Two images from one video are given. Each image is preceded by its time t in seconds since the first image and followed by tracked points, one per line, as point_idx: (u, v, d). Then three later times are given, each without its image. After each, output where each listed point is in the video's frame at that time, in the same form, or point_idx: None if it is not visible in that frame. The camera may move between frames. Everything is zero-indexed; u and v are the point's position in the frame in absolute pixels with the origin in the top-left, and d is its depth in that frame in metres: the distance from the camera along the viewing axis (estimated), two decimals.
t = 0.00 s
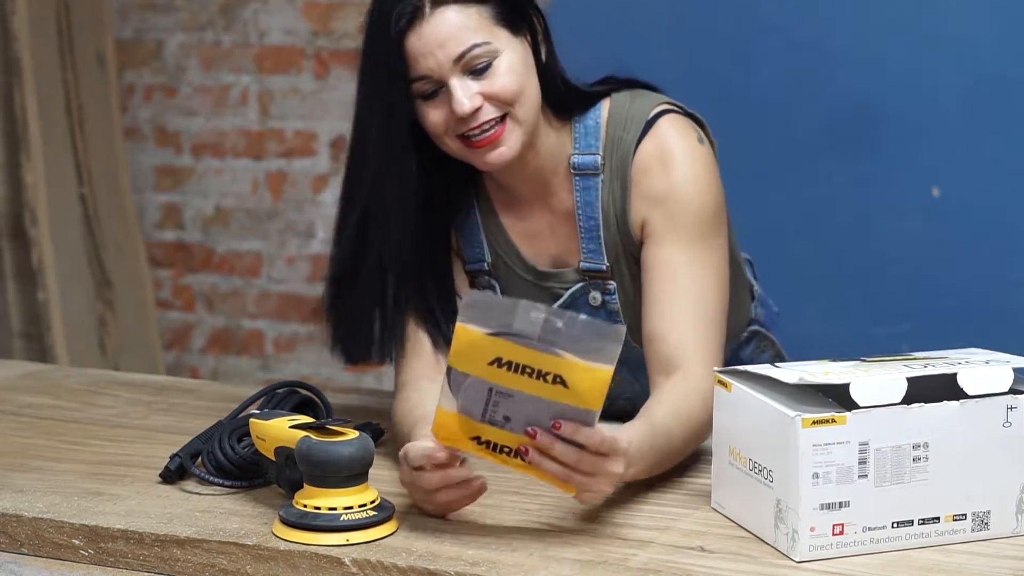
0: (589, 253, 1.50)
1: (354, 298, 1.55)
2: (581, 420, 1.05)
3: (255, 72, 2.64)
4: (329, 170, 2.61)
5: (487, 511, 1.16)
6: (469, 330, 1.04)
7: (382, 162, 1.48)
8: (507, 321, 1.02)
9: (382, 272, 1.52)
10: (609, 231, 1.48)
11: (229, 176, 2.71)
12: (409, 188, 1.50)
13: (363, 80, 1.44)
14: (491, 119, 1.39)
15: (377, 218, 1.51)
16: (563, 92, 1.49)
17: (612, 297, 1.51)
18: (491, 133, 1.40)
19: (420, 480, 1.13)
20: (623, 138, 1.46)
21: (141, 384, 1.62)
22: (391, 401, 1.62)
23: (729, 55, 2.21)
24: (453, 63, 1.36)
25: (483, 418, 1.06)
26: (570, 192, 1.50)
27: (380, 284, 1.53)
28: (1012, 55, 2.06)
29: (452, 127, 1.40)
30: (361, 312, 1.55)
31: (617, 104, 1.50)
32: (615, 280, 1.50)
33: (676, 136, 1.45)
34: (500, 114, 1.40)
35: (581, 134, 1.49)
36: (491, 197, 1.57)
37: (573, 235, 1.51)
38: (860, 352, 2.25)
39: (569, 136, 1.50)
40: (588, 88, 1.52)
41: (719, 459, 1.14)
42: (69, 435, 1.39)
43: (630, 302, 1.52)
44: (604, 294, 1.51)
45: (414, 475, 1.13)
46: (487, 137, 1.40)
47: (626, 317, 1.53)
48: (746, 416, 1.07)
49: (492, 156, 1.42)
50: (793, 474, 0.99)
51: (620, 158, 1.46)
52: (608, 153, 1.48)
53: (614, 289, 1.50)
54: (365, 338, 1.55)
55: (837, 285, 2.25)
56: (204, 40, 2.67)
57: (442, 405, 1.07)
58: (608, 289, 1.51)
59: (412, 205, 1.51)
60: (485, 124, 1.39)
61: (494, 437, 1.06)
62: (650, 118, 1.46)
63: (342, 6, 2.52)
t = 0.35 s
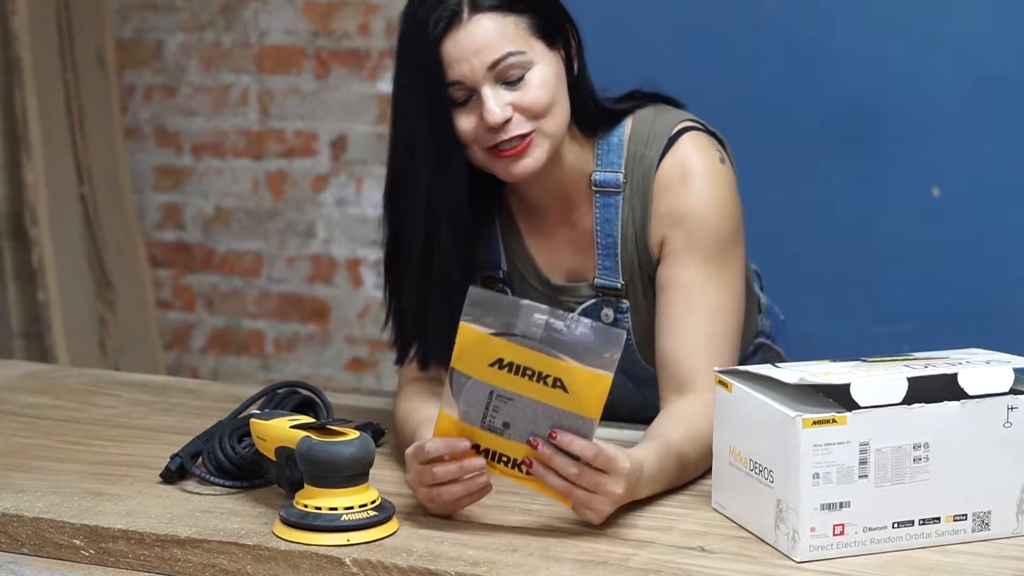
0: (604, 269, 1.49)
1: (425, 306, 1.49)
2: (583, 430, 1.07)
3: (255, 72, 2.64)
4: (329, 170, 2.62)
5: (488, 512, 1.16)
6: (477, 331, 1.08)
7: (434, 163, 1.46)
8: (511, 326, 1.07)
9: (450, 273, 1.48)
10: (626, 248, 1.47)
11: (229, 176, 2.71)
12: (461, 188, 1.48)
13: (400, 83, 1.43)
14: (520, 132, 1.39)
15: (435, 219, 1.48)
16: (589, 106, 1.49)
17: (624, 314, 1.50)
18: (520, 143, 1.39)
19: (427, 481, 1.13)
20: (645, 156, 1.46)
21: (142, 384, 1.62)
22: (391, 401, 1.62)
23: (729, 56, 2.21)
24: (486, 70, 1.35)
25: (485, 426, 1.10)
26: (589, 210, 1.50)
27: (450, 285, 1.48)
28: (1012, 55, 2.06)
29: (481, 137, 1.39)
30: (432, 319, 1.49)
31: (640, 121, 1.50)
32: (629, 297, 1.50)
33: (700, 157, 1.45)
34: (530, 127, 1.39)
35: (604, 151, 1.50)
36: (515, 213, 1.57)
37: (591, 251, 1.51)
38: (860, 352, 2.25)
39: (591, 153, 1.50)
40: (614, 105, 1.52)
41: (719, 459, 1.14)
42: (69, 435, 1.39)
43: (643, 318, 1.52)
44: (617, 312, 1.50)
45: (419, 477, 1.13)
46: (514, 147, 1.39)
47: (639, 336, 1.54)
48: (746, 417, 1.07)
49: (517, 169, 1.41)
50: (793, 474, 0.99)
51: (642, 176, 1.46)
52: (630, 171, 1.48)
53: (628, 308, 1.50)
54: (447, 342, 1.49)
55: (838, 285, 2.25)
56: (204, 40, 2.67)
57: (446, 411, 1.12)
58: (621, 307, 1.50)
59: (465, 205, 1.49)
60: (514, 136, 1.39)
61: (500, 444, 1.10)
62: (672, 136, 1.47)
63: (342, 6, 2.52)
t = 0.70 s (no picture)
0: (624, 275, 1.49)
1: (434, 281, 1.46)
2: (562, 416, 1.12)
3: (255, 73, 2.64)
4: (329, 170, 2.62)
5: (487, 512, 1.16)
6: (480, 300, 1.16)
7: (452, 136, 1.45)
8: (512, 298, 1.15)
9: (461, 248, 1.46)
10: (645, 253, 1.47)
11: (229, 176, 2.71)
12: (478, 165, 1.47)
13: (425, 57, 1.45)
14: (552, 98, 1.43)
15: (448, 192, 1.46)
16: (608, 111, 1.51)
17: (645, 319, 1.52)
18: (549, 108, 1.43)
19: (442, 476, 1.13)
20: (660, 158, 1.47)
21: (142, 384, 1.62)
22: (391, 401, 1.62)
23: (730, 57, 2.21)
24: (515, 35, 1.41)
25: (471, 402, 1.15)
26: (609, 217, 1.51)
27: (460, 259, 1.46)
28: (1013, 55, 2.06)
29: (514, 105, 1.43)
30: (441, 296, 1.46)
31: (656, 124, 1.51)
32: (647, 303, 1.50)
33: (716, 157, 1.45)
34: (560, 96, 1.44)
35: (622, 156, 1.50)
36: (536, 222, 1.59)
37: (610, 259, 1.52)
38: (860, 352, 2.25)
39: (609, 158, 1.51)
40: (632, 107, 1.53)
41: (720, 459, 1.14)
42: (69, 435, 1.39)
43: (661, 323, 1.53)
44: (638, 317, 1.52)
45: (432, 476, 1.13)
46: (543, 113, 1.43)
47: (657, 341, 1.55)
48: (746, 416, 1.07)
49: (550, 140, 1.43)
50: (793, 475, 0.99)
51: (659, 179, 1.46)
52: (648, 174, 1.47)
53: (647, 313, 1.51)
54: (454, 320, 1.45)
55: (838, 285, 2.26)
56: (204, 40, 2.67)
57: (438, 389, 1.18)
58: (641, 313, 1.51)
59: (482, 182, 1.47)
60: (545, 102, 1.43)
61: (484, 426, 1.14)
62: (687, 138, 1.47)
63: (342, 6, 2.52)
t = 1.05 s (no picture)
0: (628, 276, 1.50)
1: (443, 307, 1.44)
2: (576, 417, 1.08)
3: (255, 73, 2.64)
4: (329, 170, 2.62)
5: (487, 511, 1.16)
6: (492, 296, 1.11)
7: (463, 159, 1.42)
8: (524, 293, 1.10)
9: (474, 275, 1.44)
10: (648, 255, 1.48)
11: (229, 176, 2.71)
12: (490, 186, 1.45)
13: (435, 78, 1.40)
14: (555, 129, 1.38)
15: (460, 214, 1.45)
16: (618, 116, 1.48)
17: (648, 320, 1.53)
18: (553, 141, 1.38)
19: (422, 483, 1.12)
20: (664, 159, 1.47)
21: (142, 384, 1.62)
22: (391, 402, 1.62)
23: (729, 57, 2.21)
24: (525, 63, 1.34)
25: (481, 404, 1.10)
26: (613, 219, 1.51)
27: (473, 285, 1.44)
28: (1014, 56, 2.05)
29: (516, 134, 1.38)
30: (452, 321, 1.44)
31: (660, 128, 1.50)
32: (650, 304, 1.51)
33: (719, 158, 1.44)
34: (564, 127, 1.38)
35: (628, 158, 1.50)
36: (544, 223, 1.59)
37: (615, 261, 1.52)
38: (860, 352, 2.25)
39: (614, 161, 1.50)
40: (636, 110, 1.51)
41: (720, 459, 1.14)
42: (69, 435, 1.39)
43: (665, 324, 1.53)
44: (641, 318, 1.53)
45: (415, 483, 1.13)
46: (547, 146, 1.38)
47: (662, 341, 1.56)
48: (746, 416, 1.08)
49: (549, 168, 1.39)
50: (793, 475, 0.99)
51: (662, 181, 1.46)
52: (653, 176, 1.47)
53: (650, 315, 1.51)
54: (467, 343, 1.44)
55: (838, 285, 2.26)
56: (205, 40, 2.67)
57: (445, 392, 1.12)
58: (645, 314, 1.52)
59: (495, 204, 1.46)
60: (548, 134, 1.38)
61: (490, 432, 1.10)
62: (690, 139, 1.46)
63: (342, 6, 2.52)
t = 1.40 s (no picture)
0: (619, 278, 1.49)
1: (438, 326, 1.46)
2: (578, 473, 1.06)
3: (255, 73, 2.64)
4: (329, 171, 2.62)
5: (487, 512, 1.16)
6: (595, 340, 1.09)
7: (452, 183, 1.42)
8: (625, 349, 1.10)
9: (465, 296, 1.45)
10: (640, 256, 1.47)
11: (229, 176, 2.72)
12: (479, 209, 1.44)
13: (424, 99, 1.39)
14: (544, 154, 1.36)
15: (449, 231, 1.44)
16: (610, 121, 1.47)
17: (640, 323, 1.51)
18: (542, 166, 1.37)
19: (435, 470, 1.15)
20: (654, 159, 1.46)
21: (142, 384, 1.62)
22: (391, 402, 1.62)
23: (730, 57, 2.21)
24: (513, 90, 1.32)
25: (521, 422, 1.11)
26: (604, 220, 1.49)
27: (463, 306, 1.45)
28: (1014, 56, 2.05)
29: (505, 159, 1.36)
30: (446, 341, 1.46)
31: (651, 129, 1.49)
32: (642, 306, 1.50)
33: (708, 158, 1.44)
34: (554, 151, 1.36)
35: (618, 159, 1.48)
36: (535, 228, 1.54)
37: (607, 263, 1.50)
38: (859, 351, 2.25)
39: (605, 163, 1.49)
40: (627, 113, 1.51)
41: (718, 459, 1.14)
42: (69, 435, 1.39)
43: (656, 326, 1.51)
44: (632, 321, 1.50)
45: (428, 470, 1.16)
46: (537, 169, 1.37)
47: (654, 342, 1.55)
48: (745, 416, 1.08)
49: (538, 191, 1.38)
50: (792, 475, 0.99)
51: (654, 182, 1.45)
52: (643, 178, 1.47)
53: (642, 316, 1.50)
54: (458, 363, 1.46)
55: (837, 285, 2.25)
56: (205, 40, 2.67)
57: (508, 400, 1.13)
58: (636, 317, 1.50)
59: (485, 225, 1.45)
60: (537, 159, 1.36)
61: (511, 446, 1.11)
62: (681, 139, 1.46)
63: (342, 6, 2.52)
